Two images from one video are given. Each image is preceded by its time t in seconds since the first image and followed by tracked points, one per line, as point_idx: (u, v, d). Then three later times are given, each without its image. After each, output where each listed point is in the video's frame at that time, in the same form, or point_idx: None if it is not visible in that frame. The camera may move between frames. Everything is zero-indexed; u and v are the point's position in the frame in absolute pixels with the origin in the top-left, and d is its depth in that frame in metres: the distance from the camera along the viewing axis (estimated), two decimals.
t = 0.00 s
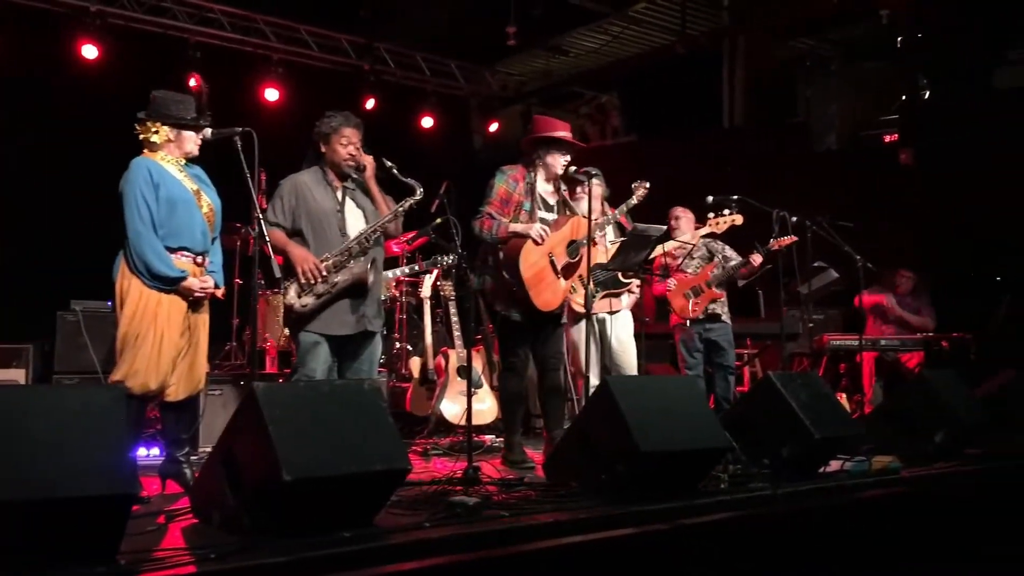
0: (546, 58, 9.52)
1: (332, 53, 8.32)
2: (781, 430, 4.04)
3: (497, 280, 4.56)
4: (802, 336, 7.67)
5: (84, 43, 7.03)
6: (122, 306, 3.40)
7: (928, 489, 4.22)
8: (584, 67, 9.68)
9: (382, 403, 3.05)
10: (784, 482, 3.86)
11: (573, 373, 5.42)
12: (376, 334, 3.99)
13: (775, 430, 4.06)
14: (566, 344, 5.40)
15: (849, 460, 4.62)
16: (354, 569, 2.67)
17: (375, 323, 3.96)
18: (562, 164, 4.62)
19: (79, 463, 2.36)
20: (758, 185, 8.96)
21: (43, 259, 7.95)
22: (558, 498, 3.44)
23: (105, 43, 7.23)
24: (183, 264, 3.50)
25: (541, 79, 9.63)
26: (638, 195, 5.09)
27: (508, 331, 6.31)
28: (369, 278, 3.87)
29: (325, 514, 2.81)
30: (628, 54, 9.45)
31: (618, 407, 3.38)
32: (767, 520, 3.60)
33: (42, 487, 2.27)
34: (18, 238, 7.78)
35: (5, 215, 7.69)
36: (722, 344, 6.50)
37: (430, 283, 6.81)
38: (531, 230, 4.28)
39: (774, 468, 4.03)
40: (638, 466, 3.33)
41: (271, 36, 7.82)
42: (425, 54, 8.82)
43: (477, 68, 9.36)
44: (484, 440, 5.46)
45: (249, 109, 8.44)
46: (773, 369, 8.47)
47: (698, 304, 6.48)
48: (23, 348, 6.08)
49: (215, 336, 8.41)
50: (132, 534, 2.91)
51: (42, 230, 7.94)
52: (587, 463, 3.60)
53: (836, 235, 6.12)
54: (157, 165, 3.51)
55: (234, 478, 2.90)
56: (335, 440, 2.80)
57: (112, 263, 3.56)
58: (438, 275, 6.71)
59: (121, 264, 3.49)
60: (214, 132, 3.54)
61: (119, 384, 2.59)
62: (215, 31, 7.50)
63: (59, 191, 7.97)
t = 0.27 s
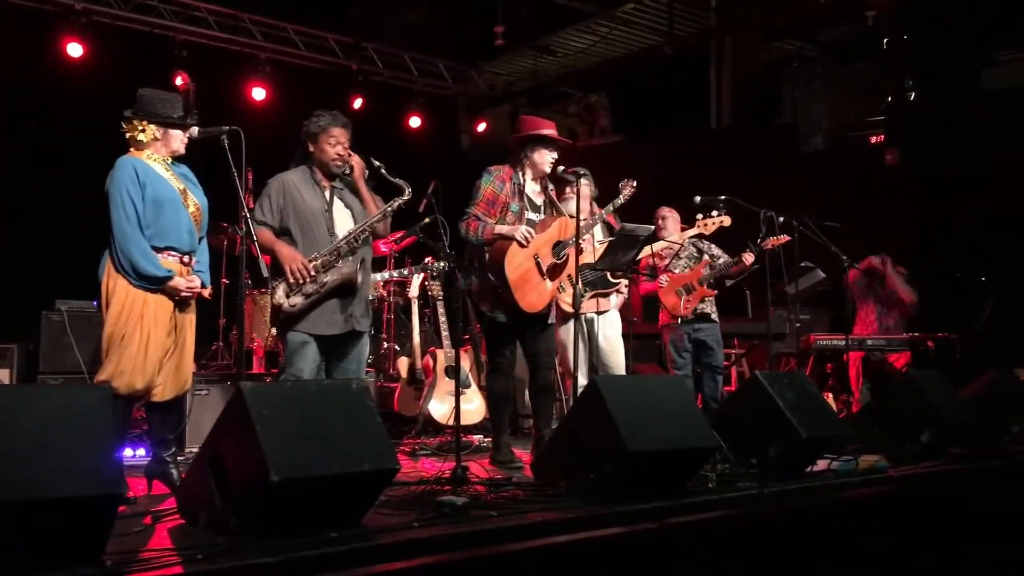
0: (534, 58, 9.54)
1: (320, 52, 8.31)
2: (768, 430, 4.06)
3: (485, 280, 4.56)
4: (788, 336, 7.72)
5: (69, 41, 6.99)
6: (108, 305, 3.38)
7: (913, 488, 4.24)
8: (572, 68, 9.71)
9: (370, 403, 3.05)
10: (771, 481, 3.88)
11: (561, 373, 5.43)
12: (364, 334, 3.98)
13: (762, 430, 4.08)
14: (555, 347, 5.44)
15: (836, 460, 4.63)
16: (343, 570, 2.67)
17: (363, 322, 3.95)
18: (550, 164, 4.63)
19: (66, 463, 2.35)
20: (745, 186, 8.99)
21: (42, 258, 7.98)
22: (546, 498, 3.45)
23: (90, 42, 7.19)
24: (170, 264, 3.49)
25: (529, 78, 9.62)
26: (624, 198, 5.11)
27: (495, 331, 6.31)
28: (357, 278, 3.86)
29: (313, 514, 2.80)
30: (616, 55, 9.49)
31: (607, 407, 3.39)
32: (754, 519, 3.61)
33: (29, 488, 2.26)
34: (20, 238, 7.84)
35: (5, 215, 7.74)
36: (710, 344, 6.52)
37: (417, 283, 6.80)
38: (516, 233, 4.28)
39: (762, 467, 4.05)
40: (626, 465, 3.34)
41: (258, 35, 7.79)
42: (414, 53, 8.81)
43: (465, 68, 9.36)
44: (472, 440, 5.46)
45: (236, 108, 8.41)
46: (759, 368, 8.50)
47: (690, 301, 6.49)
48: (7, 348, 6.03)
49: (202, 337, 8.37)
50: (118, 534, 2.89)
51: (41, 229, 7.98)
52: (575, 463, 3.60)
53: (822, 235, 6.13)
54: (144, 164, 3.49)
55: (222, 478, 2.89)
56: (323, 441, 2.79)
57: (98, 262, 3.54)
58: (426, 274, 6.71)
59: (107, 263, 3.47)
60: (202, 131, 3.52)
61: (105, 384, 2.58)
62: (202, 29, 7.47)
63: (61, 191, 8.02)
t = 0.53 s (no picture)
0: (528, 58, 9.57)
1: (313, 52, 8.31)
2: (761, 430, 4.07)
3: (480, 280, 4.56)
4: (781, 336, 7.75)
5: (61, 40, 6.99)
6: (102, 305, 3.37)
7: (906, 488, 4.24)
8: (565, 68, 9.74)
9: (364, 404, 3.04)
10: (764, 481, 3.89)
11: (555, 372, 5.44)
12: (357, 334, 3.98)
13: (756, 430, 4.09)
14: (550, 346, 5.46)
15: (829, 459, 4.64)
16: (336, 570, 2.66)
17: (356, 322, 3.95)
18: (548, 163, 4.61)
19: (59, 463, 2.34)
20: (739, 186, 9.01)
21: (41, 258, 8.06)
22: (540, 498, 3.45)
23: (83, 41, 7.18)
24: (163, 264, 3.48)
25: (523, 78, 9.55)
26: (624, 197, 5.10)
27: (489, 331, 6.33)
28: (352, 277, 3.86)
29: (306, 514, 2.80)
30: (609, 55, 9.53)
31: (601, 407, 3.40)
32: (747, 519, 3.62)
33: (23, 487, 2.25)
34: (18, 238, 7.89)
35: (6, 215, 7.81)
36: (704, 343, 6.59)
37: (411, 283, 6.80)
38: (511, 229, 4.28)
39: (755, 467, 4.06)
40: (619, 465, 3.35)
41: (252, 34, 7.79)
42: (407, 53, 8.82)
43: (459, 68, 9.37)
44: (466, 440, 5.46)
45: (229, 107, 8.41)
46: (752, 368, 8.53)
47: (686, 309, 6.44)
48: None
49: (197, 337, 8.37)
50: (111, 534, 2.89)
51: (40, 229, 8.05)
52: (569, 463, 3.61)
53: (814, 235, 6.14)
54: (138, 164, 3.49)
55: (215, 479, 2.89)
56: (316, 440, 2.79)
57: (91, 262, 3.52)
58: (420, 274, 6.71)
59: (100, 263, 3.46)
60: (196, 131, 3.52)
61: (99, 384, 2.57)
62: (194, 29, 7.47)
63: (58, 191, 8.07)
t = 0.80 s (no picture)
0: (524, 59, 9.59)
1: (309, 52, 8.30)
2: (757, 430, 4.08)
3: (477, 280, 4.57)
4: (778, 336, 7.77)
5: (58, 40, 6.97)
6: (98, 305, 3.37)
7: (903, 488, 4.25)
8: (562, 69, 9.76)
9: (361, 404, 3.04)
10: (761, 481, 3.89)
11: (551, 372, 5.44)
12: (354, 334, 3.97)
13: (752, 430, 4.10)
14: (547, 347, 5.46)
15: (825, 460, 4.65)
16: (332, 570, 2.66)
17: (353, 322, 3.94)
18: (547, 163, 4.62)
19: (56, 463, 2.34)
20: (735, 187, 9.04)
21: (41, 258, 8.01)
22: (537, 498, 3.45)
23: (79, 41, 7.17)
24: (160, 264, 3.48)
25: (520, 79, 9.66)
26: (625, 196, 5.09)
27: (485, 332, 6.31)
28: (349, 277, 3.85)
29: (303, 515, 2.80)
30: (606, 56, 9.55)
31: (598, 408, 3.40)
32: (744, 519, 3.63)
33: (19, 488, 2.25)
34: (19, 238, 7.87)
35: None
36: (703, 344, 6.58)
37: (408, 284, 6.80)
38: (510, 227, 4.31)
39: (751, 467, 4.06)
40: (616, 465, 3.35)
41: (248, 35, 7.79)
42: (404, 54, 8.82)
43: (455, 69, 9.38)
44: (462, 441, 5.46)
45: (226, 107, 8.40)
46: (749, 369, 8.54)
47: (681, 314, 6.46)
48: None
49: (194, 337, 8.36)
50: (107, 535, 2.88)
51: (41, 229, 8.01)
52: (566, 463, 3.61)
53: (810, 235, 6.16)
54: (134, 165, 3.48)
55: (212, 480, 2.88)
56: (313, 440, 2.79)
57: (88, 263, 3.52)
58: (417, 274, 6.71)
59: (97, 263, 3.46)
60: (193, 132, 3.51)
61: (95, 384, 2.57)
62: (191, 29, 7.46)
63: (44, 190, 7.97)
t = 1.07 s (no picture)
0: (524, 60, 9.61)
1: (309, 53, 8.30)
2: (757, 431, 4.08)
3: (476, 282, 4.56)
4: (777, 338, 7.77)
5: (57, 41, 6.98)
6: (97, 306, 3.37)
7: (902, 490, 4.25)
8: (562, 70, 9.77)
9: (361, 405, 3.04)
10: (760, 483, 3.89)
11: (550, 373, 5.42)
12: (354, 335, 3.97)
13: (752, 431, 4.10)
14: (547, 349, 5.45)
15: (824, 461, 4.65)
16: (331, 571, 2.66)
17: (353, 324, 3.94)
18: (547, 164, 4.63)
19: (55, 463, 2.34)
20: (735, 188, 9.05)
21: (40, 258, 8.01)
22: (536, 499, 3.45)
23: (78, 42, 7.17)
24: (159, 266, 3.48)
25: (519, 80, 9.68)
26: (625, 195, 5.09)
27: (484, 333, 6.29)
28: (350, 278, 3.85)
29: (302, 516, 2.80)
30: (605, 57, 9.56)
31: (597, 409, 3.40)
32: (743, 521, 3.63)
33: (17, 489, 2.25)
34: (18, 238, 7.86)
35: None
36: (707, 347, 6.54)
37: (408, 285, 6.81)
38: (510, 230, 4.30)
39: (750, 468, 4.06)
40: (615, 466, 3.35)
41: (248, 36, 7.79)
42: (403, 55, 8.83)
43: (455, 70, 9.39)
44: (461, 442, 5.46)
45: (226, 109, 8.41)
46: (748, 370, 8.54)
47: (681, 317, 6.50)
48: None
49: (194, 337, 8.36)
50: (106, 535, 2.88)
51: (40, 229, 8.01)
52: (565, 464, 3.61)
53: (809, 237, 6.16)
54: (134, 166, 3.48)
55: (211, 481, 2.88)
56: (312, 442, 2.79)
57: (86, 263, 3.52)
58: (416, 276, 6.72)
59: (96, 264, 3.45)
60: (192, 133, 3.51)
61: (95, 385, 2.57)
62: (190, 30, 7.46)
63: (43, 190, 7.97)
